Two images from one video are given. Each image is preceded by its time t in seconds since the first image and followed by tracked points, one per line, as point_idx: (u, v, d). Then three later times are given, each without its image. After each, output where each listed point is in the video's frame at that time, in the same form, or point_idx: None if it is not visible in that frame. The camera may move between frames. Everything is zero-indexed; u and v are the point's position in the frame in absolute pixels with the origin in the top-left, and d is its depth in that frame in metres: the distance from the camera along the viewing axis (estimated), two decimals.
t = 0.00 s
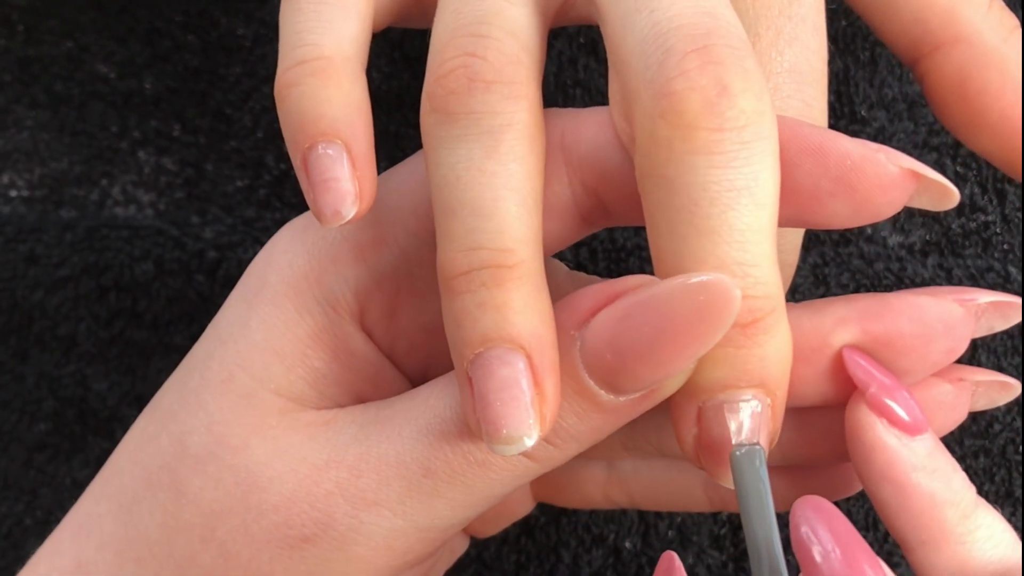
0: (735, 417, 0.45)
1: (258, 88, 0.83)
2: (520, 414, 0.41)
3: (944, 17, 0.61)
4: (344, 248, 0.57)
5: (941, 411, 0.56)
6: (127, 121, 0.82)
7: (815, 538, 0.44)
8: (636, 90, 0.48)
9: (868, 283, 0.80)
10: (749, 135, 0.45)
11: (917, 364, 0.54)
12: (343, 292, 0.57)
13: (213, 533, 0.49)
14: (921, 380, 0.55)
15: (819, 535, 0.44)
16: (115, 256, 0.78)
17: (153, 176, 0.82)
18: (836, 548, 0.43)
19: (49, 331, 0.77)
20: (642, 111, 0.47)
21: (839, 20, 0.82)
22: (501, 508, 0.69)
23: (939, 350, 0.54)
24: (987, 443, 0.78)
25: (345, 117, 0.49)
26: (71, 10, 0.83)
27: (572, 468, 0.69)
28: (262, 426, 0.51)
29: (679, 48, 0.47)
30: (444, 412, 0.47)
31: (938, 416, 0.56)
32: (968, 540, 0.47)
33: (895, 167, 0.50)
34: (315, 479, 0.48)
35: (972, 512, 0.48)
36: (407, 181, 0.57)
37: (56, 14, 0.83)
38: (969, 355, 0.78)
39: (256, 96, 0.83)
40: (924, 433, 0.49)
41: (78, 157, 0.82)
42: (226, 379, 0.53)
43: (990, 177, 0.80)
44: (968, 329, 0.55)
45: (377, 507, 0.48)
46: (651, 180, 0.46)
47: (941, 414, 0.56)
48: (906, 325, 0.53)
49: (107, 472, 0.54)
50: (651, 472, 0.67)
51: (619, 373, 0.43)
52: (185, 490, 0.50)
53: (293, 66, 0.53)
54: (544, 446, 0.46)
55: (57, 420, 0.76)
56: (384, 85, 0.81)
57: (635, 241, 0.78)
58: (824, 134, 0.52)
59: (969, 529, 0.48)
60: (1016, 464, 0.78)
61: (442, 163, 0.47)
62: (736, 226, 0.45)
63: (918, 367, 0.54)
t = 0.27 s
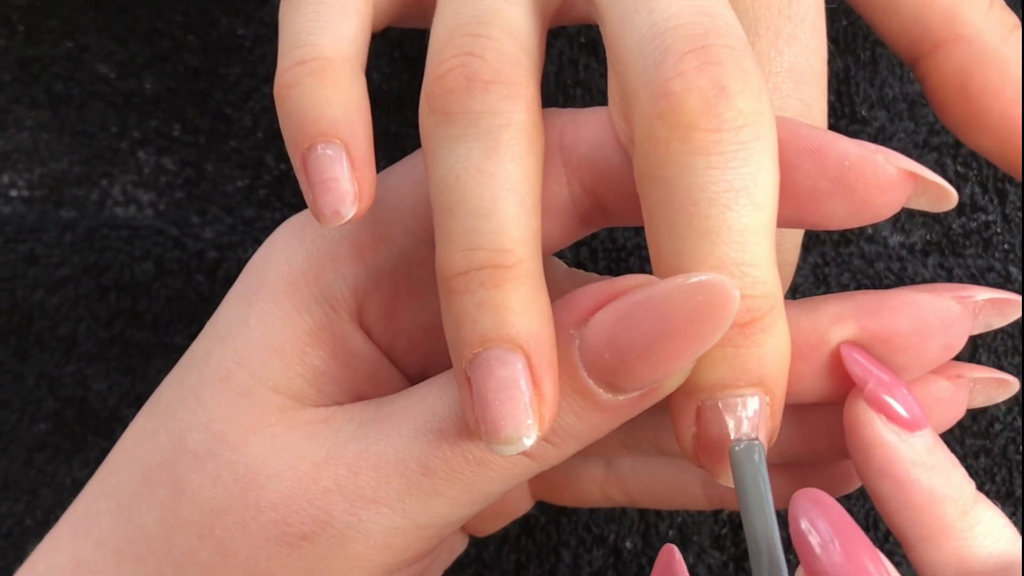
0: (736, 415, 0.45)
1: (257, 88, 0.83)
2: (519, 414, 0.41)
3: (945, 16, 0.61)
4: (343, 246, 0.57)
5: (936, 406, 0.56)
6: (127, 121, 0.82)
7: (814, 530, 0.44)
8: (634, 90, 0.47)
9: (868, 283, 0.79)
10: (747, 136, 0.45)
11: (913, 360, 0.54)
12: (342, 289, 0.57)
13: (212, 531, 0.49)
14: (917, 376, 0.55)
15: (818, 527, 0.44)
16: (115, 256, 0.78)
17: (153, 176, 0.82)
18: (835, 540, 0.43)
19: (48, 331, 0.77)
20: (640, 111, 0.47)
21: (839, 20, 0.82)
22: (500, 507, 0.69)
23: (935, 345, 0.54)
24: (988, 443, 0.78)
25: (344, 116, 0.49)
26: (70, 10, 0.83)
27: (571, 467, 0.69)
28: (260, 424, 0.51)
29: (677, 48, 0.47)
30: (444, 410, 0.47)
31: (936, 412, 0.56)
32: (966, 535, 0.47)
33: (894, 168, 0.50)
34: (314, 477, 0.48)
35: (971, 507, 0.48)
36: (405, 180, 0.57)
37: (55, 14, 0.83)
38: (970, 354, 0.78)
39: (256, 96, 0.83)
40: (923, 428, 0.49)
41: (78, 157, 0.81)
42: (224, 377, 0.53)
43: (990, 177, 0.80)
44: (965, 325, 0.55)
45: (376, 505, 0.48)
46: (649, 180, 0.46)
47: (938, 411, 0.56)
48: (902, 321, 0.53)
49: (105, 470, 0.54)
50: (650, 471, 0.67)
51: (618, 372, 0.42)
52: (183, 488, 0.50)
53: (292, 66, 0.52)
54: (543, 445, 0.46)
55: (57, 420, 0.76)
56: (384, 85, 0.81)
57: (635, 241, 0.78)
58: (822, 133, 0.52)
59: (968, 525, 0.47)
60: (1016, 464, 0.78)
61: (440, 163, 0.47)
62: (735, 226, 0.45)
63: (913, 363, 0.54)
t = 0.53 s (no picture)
0: (736, 416, 0.45)
1: (257, 88, 0.83)
2: (519, 414, 0.41)
3: (945, 16, 0.61)
4: (342, 246, 0.57)
5: (935, 408, 0.56)
6: (127, 121, 0.82)
7: (819, 535, 0.44)
8: (634, 92, 0.48)
9: (868, 283, 0.80)
10: (747, 138, 0.45)
11: (913, 363, 0.54)
12: (342, 288, 0.57)
13: (212, 529, 0.49)
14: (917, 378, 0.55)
15: (823, 532, 0.44)
16: (115, 256, 0.78)
17: (153, 176, 0.82)
18: (840, 541, 0.43)
19: (48, 331, 0.77)
20: (640, 112, 0.47)
21: (839, 20, 0.82)
22: (500, 506, 0.69)
23: (934, 348, 0.54)
24: (986, 442, 0.78)
25: (344, 116, 0.50)
26: (70, 10, 0.83)
27: (571, 466, 0.69)
28: (260, 422, 0.51)
29: (676, 50, 0.47)
30: (443, 409, 0.47)
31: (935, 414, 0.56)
32: (968, 535, 0.47)
33: (893, 170, 0.50)
34: (314, 475, 0.48)
35: (972, 507, 0.48)
36: (405, 180, 0.58)
37: (55, 14, 0.83)
38: (969, 353, 0.78)
39: (256, 95, 0.83)
40: (922, 428, 0.49)
41: (78, 157, 0.82)
42: (224, 376, 0.53)
43: (989, 177, 0.80)
44: (964, 328, 0.55)
45: (376, 503, 0.48)
46: (649, 182, 0.46)
47: (937, 412, 0.56)
48: (902, 324, 0.53)
49: (105, 469, 0.54)
50: (648, 469, 0.67)
51: (618, 373, 0.43)
52: (183, 486, 0.50)
53: (292, 66, 0.53)
54: (543, 444, 0.46)
55: (57, 419, 0.77)
56: (383, 85, 0.81)
57: (635, 241, 0.78)
58: (821, 134, 0.52)
59: (970, 525, 0.48)
60: (1015, 464, 0.78)
61: (440, 164, 0.47)
62: (735, 227, 0.45)
63: (913, 365, 0.54)
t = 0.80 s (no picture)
0: (738, 417, 0.45)
1: (257, 88, 0.83)
2: (521, 416, 0.41)
3: (946, 16, 0.61)
4: (342, 246, 0.57)
5: (936, 409, 0.56)
6: (127, 121, 0.82)
7: (828, 525, 0.44)
8: (635, 93, 0.47)
9: (868, 284, 0.80)
10: (749, 140, 0.45)
11: (914, 364, 0.54)
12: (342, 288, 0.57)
13: (212, 530, 0.49)
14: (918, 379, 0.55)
15: (831, 522, 0.44)
16: (115, 256, 0.78)
17: (153, 176, 0.82)
18: (849, 533, 0.43)
19: (48, 331, 0.77)
20: (641, 115, 0.47)
21: (839, 21, 0.82)
22: (500, 507, 0.69)
23: (935, 349, 0.54)
24: (988, 443, 0.78)
25: (344, 117, 0.49)
26: (70, 10, 0.83)
27: (571, 467, 0.69)
28: (261, 422, 0.51)
29: (678, 52, 0.47)
30: (444, 410, 0.47)
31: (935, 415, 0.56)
32: (970, 534, 0.47)
33: (894, 173, 0.50)
34: (314, 476, 0.48)
35: (975, 505, 0.48)
36: (405, 181, 0.57)
37: (55, 14, 0.83)
38: (970, 354, 0.78)
39: (256, 96, 0.83)
40: (924, 428, 0.49)
41: (78, 157, 0.82)
42: (224, 376, 0.53)
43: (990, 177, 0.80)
44: (964, 329, 0.55)
45: (377, 504, 0.48)
46: (650, 184, 0.46)
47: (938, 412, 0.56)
48: (903, 324, 0.53)
49: (104, 469, 0.54)
50: (648, 469, 0.67)
51: (619, 375, 0.43)
52: (183, 487, 0.50)
53: (292, 66, 0.52)
54: (544, 445, 0.46)
55: (57, 419, 0.76)
56: (383, 85, 0.81)
57: (636, 242, 0.78)
58: (822, 136, 0.52)
59: (973, 523, 0.47)
60: (1017, 465, 0.78)
61: (440, 166, 0.47)
62: (736, 230, 0.45)
63: (913, 366, 0.54)
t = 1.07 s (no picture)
0: (738, 416, 0.45)
1: (257, 88, 0.83)
2: (520, 415, 0.41)
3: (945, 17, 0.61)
4: (342, 245, 0.57)
5: (935, 407, 0.56)
6: (127, 121, 0.82)
7: (823, 520, 0.44)
8: (634, 94, 0.48)
9: (867, 283, 0.80)
10: (748, 140, 0.45)
11: (912, 361, 0.54)
12: (341, 287, 0.57)
13: (212, 528, 0.49)
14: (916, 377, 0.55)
15: (827, 517, 0.44)
16: (115, 255, 0.78)
17: (153, 176, 0.82)
18: (845, 528, 0.43)
19: (49, 331, 0.77)
20: (640, 115, 0.47)
21: (839, 20, 0.83)
22: (499, 506, 0.69)
23: (933, 347, 0.54)
24: (986, 442, 0.78)
25: (344, 117, 0.49)
26: (70, 10, 0.83)
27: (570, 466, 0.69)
28: (261, 421, 0.51)
29: (677, 52, 0.47)
30: (444, 409, 0.47)
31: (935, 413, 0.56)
32: (971, 532, 0.47)
33: (892, 174, 0.50)
34: (314, 475, 0.48)
35: (973, 503, 0.48)
36: (406, 181, 0.57)
37: (55, 14, 0.83)
38: (969, 353, 0.78)
39: (256, 95, 0.83)
40: (922, 425, 0.49)
41: (78, 157, 0.82)
42: (224, 375, 0.53)
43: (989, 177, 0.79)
44: (963, 327, 0.55)
45: (377, 503, 0.48)
46: (650, 184, 0.46)
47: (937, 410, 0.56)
48: (901, 322, 0.53)
49: (104, 469, 0.54)
50: (647, 469, 0.67)
51: (619, 374, 0.43)
52: (183, 486, 0.50)
53: (292, 66, 0.53)
54: (544, 444, 0.46)
55: (57, 419, 0.77)
56: (383, 85, 0.81)
57: (635, 241, 0.78)
58: (821, 137, 0.52)
59: (973, 522, 0.47)
60: (1016, 464, 0.78)
61: (440, 166, 0.47)
62: (735, 230, 0.45)
63: (911, 364, 0.54)
